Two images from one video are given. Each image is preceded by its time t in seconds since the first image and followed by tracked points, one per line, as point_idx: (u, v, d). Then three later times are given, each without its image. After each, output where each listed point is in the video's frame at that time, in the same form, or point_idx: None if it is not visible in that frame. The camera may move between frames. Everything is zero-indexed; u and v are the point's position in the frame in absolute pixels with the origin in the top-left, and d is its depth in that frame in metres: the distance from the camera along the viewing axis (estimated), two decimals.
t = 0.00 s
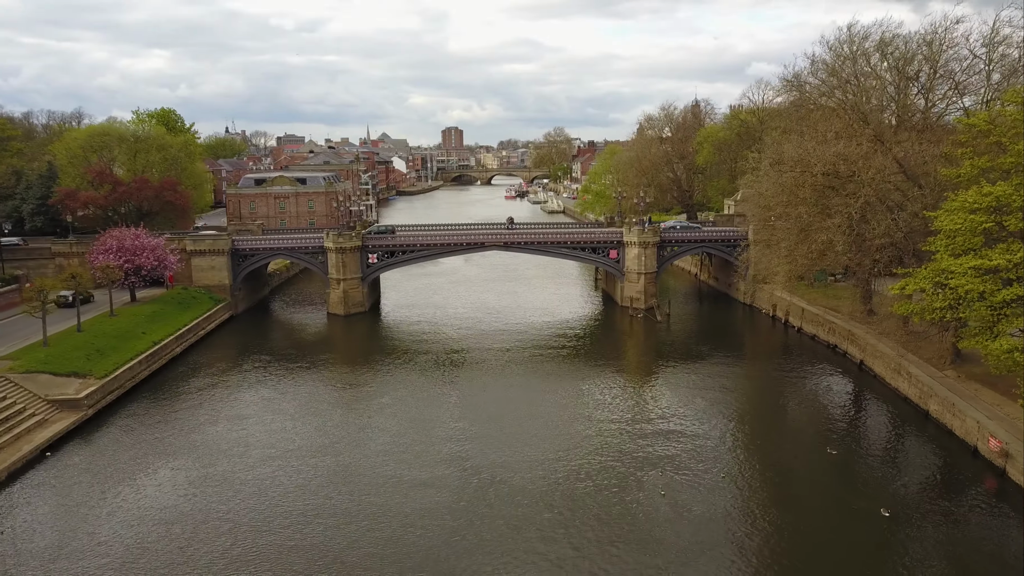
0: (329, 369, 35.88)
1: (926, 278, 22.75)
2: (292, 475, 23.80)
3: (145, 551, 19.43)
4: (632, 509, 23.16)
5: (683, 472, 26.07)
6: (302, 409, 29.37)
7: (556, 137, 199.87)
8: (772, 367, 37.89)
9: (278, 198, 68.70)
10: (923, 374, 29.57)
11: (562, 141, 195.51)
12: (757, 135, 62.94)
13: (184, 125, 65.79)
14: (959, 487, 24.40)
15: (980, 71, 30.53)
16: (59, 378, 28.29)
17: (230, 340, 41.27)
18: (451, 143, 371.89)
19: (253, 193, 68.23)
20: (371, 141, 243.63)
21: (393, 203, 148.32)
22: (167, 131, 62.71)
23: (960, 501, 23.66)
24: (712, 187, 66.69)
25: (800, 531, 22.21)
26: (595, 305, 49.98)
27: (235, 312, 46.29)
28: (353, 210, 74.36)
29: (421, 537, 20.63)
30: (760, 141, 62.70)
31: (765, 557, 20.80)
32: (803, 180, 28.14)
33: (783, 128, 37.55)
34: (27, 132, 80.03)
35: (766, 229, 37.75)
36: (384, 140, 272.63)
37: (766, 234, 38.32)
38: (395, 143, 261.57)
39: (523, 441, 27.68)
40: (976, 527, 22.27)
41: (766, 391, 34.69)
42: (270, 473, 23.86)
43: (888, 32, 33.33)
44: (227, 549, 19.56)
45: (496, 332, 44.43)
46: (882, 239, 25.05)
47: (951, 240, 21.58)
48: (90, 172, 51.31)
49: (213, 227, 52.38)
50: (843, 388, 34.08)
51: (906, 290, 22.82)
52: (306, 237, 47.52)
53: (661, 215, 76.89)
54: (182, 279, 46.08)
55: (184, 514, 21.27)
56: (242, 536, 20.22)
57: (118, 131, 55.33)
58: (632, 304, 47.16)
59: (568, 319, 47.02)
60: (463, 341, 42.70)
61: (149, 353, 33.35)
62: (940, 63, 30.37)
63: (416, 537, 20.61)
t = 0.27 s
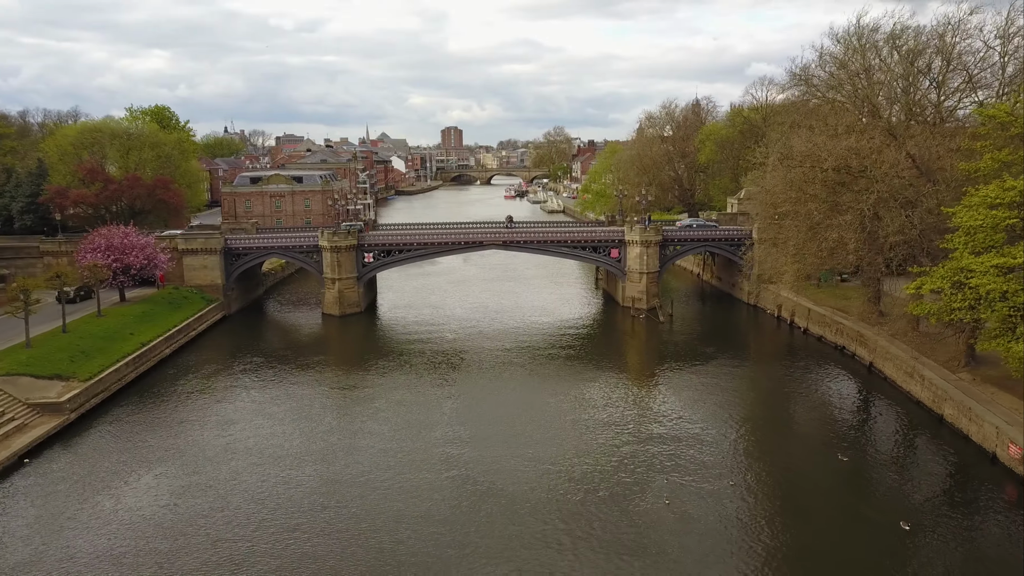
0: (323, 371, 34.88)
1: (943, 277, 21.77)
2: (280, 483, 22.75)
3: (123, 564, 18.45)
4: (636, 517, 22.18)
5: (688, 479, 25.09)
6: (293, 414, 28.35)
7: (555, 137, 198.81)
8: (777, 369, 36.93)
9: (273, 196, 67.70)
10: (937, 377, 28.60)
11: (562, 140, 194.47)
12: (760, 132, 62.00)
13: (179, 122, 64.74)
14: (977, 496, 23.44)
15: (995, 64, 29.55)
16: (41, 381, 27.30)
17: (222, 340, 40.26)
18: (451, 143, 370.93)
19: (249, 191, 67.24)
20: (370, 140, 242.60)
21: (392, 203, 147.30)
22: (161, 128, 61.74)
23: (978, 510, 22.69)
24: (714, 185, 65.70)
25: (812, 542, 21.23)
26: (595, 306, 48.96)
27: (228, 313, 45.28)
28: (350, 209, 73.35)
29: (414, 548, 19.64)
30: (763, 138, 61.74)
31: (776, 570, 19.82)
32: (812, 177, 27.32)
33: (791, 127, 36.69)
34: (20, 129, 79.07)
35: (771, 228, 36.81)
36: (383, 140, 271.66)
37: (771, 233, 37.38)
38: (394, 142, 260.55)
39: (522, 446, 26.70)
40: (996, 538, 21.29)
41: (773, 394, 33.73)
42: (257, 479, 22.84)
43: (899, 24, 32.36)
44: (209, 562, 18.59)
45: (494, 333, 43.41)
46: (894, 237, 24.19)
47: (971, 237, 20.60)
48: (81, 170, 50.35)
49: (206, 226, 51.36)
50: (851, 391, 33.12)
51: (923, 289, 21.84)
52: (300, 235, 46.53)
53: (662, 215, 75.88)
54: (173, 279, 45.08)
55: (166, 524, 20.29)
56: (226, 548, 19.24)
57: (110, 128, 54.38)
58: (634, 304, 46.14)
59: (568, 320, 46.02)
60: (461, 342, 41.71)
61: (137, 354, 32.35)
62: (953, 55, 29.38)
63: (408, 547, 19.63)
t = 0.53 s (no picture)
0: (315, 374, 33.86)
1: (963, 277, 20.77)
2: (267, 492, 21.74)
3: None
4: (639, 527, 21.18)
5: (694, 487, 24.07)
6: (283, 419, 27.33)
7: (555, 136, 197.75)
8: (784, 371, 35.95)
9: (269, 195, 66.66)
10: (951, 381, 27.62)
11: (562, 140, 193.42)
12: (764, 130, 61.04)
13: (173, 120, 63.65)
14: (997, 507, 22.46)
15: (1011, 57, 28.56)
16: (20, 384, 26.26)
17: (212, 342, 39.23)
18: (450, 143, 369.88)
19: (244, 189, 66.20)
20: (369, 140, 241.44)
21: (390, 203, 146.23)
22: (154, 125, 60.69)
23: (998, 522, 21.71)
24: (716, 184, 64.71)
25: (826, 555, 20.22)
26: (596, 306, 47.93)
27: (220, 313, 44.22)
28: (347, 208, 72.29)
29: (405, 561, 18.62)
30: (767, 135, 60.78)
31: None
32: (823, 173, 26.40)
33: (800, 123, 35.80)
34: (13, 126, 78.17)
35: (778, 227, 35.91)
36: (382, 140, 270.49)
37: (777, 232, 36.47)
38: (393, 142, 259.48)
39: (520, 452, 25.69)
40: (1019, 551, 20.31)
41: (780, 397, 32.74)
42: (243, 488, 21.81)
43: (911, 16, 31.37)
44: None
45: (492, 335, 42.39)
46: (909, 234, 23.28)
47: (993, 234, 19.60)
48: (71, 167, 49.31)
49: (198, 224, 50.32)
50: (859, 394, 32.16)
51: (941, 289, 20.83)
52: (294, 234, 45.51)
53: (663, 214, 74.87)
54: (164, 279, 44.03)
55: (144, 537, 19.25)
56: (207, 562, 18.20)
57: (101, 125, 53.35)
58: (635, 305, 45.12)
59: (568, 320, 44.99)
60: (458, 344, 40.69)
61: (123, 356, 31.31)
62: (969, 48, 28.39)
63: (399, 560, 18.61)
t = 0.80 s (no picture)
0: (306, 378, 32.81)
1: (984, 276, 19.75)
2: (250, 501, 20.69)
3: None
4: (642, 538, 20.14)
5: (699, 495, 23.05)
6: (271, 423, 26.29)
7: (555, 136, 196.69)
8: (790, 373, 34.93)
9: (264, 193, 65.62)
10: (966, 385, 26.63)
11: (562, 139, 192.38)
12: (767, 127, 60.04)
13: (166, 117, 62.63)
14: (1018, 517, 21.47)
15: None
16: None
17: (202, 343, 38.17)
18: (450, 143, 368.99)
19: (238, 188, 65.15)
20: (368, 140, 240.69)
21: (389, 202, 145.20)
22: (146, 122, 59.63)
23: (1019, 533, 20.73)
24: (718, 182, 63.67)
25: (840, 568, 19.22)
26: (596, 307, 46.87)
27: (211, 314, 43.17)
28: (343, 206, 71.23)
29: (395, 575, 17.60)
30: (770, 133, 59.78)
31: None
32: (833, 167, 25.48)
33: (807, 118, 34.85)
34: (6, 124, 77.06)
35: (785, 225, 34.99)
36: (382, 140, 269.53)
37: (783, 230, 35.51)
38: (393, 142, 258.47)
39: (517, 458, 24.66)
40: None
41: (787, 400, 31.75)
42: (225, 496, 20.76)
43: (921, 7, 30.35)
44: None
45: (490, 336, 41.33)
46: (924, 231, 22.31)
47: (1018, 231, 18.57)
48: (60, 165, 48.25)
49: (190, 223, 49.28)
50: (868, 397, 31.14)
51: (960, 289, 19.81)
52: (287, 233, 44.46)
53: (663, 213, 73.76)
54: (154, 279, 42.99)
55: (119, 550, 18.21)
56: None
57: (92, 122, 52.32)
58: (636, 305, 44.07)
59: (567, 321, 43.94)
60: (455, 345, 39.66)
61: (107, 359, 30.26)
62: (983, 39, 27.38)
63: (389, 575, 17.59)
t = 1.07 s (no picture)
0: (297, 381, 31.74)
1: (1007, 275, 18.78)
2: (233, 511, 19.60)
3: None
4: (646, 551, 19.07)
5: (705, 503, 22.02)
6: (258, 428, 25.21)
7: (554, 135, 195.59)
8: (797, 375, 33.97)
9: (258, 191, 64.53)
10: (983, 389, 25.63)
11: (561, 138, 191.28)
12: (770, 125, 59.05)
13: (159, 114, 61.56)
14: None
15: None
16: None
17: (191, 344, 37.08)
18: (449, 142, 367.91)
19: (233, 186, 64.09)
20: (367, 138, 239.57)
21: (387, 201, 144.16)
22: (138, 119, 58.57)
23: None
24: (720, 181, 62.63)
25: None
26: (596, 307, 45.81)
27: (202, 314, 42.13)
28: (339, 205, 70.13)
29: None
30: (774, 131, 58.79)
31: None
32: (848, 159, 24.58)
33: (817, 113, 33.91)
34: None
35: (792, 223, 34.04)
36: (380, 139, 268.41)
37: (790, 228, 34.52)
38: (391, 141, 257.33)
39: (515, 465, 23.61)
40: None
41: (794, 403, 30.79)
42: (207, 506, 19.72)
43: None
44: None
45: (487, 337, 40.25)
46: (942, 226, 21.33)
47: None
48: (48, 161, 47.17)
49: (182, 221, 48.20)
50: (879, 401, 30.10)
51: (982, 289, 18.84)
52: (280, 231, 43.38)
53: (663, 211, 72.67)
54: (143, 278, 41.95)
55: (93, 563, 17.19)
56: None
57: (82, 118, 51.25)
58: (638, 306, 43.00)
59: (567, 322, 42.88)
60: (452, 347, 38.68)
61: (91, 360, 29.23)
62: (999, 29, 26.39)
63: None
